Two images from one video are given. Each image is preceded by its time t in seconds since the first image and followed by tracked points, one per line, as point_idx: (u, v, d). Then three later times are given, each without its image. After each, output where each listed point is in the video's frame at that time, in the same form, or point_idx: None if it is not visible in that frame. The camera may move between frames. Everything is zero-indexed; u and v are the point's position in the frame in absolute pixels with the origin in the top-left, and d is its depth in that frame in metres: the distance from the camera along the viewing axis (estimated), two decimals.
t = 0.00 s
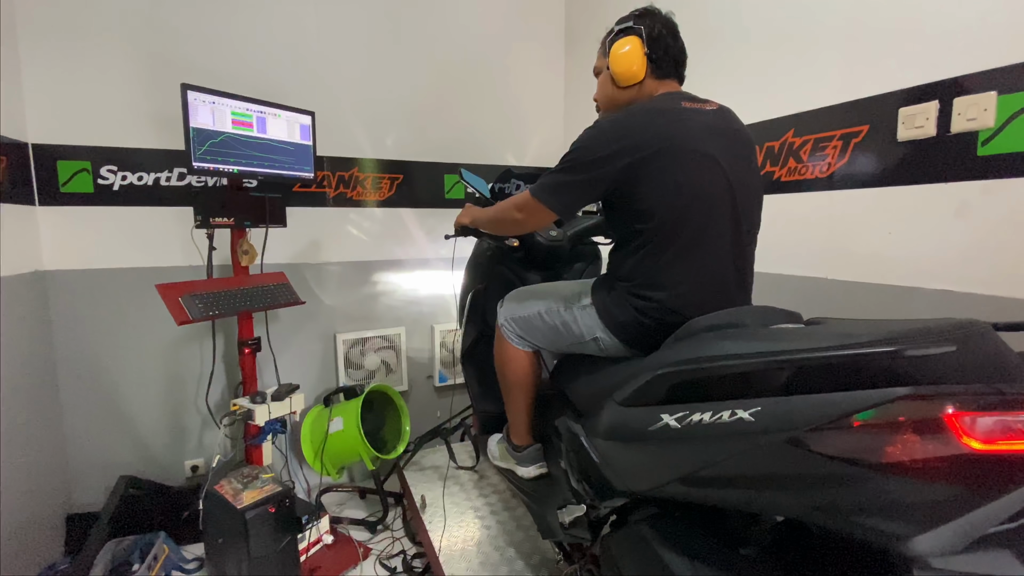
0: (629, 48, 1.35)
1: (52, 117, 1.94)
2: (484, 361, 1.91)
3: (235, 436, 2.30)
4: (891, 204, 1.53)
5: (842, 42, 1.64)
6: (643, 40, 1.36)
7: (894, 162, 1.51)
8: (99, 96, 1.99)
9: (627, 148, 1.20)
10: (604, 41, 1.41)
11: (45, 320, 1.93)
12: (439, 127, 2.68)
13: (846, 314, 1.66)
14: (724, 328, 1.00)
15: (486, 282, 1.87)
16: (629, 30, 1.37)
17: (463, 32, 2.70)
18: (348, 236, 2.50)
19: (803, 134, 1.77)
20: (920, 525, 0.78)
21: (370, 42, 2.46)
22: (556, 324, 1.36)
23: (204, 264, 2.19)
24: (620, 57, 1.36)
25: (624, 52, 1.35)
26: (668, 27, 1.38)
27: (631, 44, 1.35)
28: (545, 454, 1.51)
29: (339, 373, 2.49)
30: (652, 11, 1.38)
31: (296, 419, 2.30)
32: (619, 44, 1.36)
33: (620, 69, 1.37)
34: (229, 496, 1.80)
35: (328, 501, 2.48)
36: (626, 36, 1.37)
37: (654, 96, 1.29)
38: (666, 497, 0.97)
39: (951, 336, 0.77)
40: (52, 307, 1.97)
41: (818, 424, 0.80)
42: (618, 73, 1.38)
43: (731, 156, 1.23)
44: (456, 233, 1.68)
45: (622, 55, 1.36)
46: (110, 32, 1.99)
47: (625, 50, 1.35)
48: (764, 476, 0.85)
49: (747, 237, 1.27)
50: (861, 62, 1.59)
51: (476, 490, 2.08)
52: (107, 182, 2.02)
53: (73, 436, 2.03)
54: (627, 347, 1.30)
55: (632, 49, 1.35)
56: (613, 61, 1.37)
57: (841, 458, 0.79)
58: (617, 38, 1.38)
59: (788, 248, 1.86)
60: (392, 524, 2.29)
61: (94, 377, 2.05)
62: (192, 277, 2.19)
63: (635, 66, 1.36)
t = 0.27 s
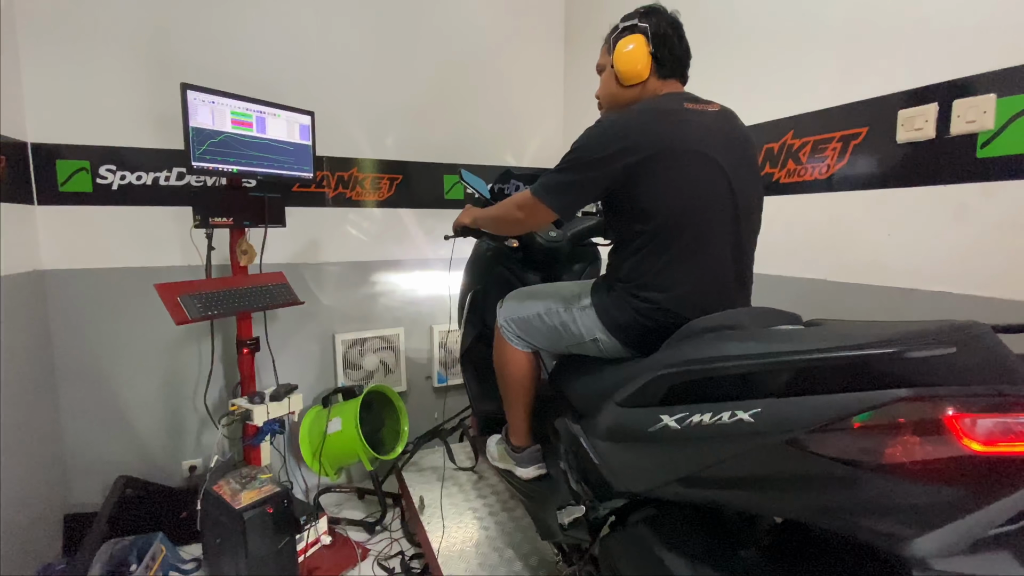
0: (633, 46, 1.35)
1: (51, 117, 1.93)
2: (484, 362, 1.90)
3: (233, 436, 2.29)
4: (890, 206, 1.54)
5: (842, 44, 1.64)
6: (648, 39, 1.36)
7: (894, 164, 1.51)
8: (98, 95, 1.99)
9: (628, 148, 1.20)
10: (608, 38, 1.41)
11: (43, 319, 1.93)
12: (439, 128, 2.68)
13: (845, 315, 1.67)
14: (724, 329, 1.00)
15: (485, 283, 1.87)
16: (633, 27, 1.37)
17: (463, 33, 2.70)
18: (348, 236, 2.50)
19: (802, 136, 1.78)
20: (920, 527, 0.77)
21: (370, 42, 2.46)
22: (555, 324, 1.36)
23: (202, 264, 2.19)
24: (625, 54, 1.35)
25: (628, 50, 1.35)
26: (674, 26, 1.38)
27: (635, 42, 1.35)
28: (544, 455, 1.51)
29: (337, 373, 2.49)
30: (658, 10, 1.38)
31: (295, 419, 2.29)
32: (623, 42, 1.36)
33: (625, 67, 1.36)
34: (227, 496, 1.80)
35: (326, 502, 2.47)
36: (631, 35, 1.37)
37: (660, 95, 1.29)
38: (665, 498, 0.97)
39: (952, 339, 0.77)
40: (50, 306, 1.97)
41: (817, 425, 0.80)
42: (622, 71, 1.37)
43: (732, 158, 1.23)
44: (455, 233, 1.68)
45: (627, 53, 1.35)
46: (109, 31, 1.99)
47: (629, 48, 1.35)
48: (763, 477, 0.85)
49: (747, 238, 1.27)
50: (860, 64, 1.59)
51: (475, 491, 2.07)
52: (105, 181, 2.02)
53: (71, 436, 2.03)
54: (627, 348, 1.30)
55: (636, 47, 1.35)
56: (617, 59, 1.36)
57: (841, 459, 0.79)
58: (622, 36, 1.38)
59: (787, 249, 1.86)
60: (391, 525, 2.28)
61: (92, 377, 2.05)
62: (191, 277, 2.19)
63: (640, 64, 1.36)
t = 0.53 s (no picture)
0: (635, 48, 1.35)
1: (49, 116, 1.93)
2: (483, 363, 1.90)
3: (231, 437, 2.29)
4: (888, 208, 1.54)
5: (842, 46, 1.65)
6: (649, 40, 1.36)
7: (892, 167, 1.52)
8: (97, 95, 1.99)
9: (628, 151, 1.21)
10: (609, 40, 1.41)
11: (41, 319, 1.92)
12: (438, 129, 2.68)
13: (844, 317, 1.67)
14: (723, 331, 1.00)
15: (485, 284, 1.87)
16: (635, 29, 1.37)
17: (463, 34, 2.70)
18: (347, 237, 2.50)
19: (802, 138, 1.78)
20: (918, 530, 0.77)
21: (370, 43, 2.46)
22: (555, 326, 1.36)
23: (201, 264, 2.18)
24: (627, 56, 1.35)
25: (630, 51, 1.35)
26: (674, 27, 1.39)
27: (637, 44, 1.35)
28: (543, 457, 1.51)
29: (336, 374, 2.48)
30: (659, 11, 1.39)
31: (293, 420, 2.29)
32: (624, 44, 1.36)
33: (626, 69, 1.36)
34: (225, 497, 1.79)
35: (325, 503, 2.47)
36: (632, 36, 1.37)
37: (659, 97, 1.29)
38: (664, 500, 0.97)
39: (951, 342, 0.77)
40: (48, 306, 1.96)
41: (817, 427, 0.80)
42: (624, 73, 1.37)
43: (732, 160, 1.23)
44: (454, 233, 1.68)
45: (628, 55, 1.35)
46: (108, 30, 1.99)
47: (630, 49, 1.35)
48: (763, 480, 0.85)
49: (747, 240, 1.27)
50: (860, 66, 1.59)
51: (474, 492, 2.07)
52: (104, 181, 2.02)
53: (68, 436, 2.03)
54: (627, 350, 1.30)
55: (638, 49, 1.35)
56: (618, 61, 1.36)
57: (840, 462, 0.79)
58: (623, 38, 1.38)
59: (786, 252, 1.86)
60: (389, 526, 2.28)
61: (90, 377, 2.04)
62: (189, 277, 2.18)
63: (641, 66, 1.36)
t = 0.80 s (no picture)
0: (633, 50, 1.35)
1: (48, 116, 1.93)
2: (482, 363, 1.90)
3: (230, 437, 2.29)
4: (887, 210, 1.54)
5: (840, 48, 1.65)
6: (647, 42, 1.36)
7: (891, 168, 1.52)
8: (96, 94, 1.99)
9: (628, 152, 1.21)
10: (608, 42, 1.41)
11: (39, 319, 1.92)
12: (438, 129, 2.68)
13: (842, 318, 1.67)
14: (723, 331, 1.00)
15: (484, 285, 1.87)
16: (633, 31, 1.37)
17: (462, 34, 2.70)
18: (346, 237, 2.50)
19: (801, 140, 1.78)
20: (916, 529, 0.78)
21: (370, 43, 2.46)
22: (554, 327, 1.37)
23: (200, 264, 2.18)
24: (625, 59, 1.35)
25: (627, 54, 1.35)
26: (672, 29, 1.39)
27: (635, 45, 1.35)
28: (542, 457, 1.51)
29: (335, 374, 2.48)
30: (657, 13, 1.39)
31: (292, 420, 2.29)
32: (623, 46, 1.36)
33: (625, 71, 1.37)
34: (224, 498, 1.79)
35: (323, 503, 2.47)
36: (630, 38, 1.37)
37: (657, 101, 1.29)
38: (663, 500, 0.98)
39: (949, 342, 0.77)
40: (47, 306, 1.96)
41: (816, 428, 0.80)
42: (622, 76, 1.38)
43: (731, 161, 1.24)
44: (453, 234, 1.68)
45: (626, 58, 1.35)
46: (108, 30, 1.98)
47: (628, 52, 1.35)
48: (761, 480, 0.85)
49: (746, 241, 1.27)
50: (858, 68, 1.60)
51: (473, 493, 2.07)
52: (103, 181, 2.02)
53: (67, 436, 2.02)
54: (626, 351, 1.30)
55: (636, 51, 1.35)
56: (617, 64, 1.37)
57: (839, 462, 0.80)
58: (622, 40, 1.38)
59: (785, 253, 1.87)
60: (388, 527, 2.27)
61: (89, 377, 2.04)
62: (189, 277, 2.18)
63: (639, 68, 1.36)
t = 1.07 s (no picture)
0: (620, 55, 1.37)
1: (47, 115, 1.92)
2: (481, 363, 1.90)
3: (229, 437, 2.28)
4: (886, 209, 1.54)
5: (839, 48, 1.65)
6: (634, 45, 1.36)
7: (890, 168, 1.52)
8: (95, 93, 1.98)
9: (627, 152, 1.21)
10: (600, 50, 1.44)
11: (38, 319, 1.92)
12: (437, 129, 2.68)
13: (841, 318, 1.67)
14: (721, 331, 1.00)
15: (483, 284, 1.86)
16: (621, 36, 1.39)
17: (462, 34, 2.70)
18: (345, 236, 2.49)
19: (800, 139, 1.78)
20: (913, 529, 0.78)
21: (369, 43, 2.46)
22: (553, 326, 1.36)
23: (199, 263, 2.18)
24: (610, 65, 1.38)
25: (612, 60, 1.38)
26: (664, 28, 1.37)
27: (619, 50, 1.37)
28: (541, 457, 1.51)
29: (334, 374, 2.48)
30: (647, 14, 1.39)
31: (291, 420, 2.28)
32: (610, 52, 1.39)
33: (612, 76, 1.39)
34: (223, 497, 1.79)
35: (322, 503, 2.47)
36: (619, 43, 1.39)
37: (659, 99, 1.29)
38: (661, 500, 0.97)
39: (948, 342, 0.77)
40: (45, 305, 1.96)
41: (815, 427, 0.80)
42: (611, 82, 1.41)
43: (731, 161, 1.24)
44: (453, 233, 1.68)
45: (612, 65, 1.38)
46: (106, 28, 1.98)
47: (614, 58, 1.38)
48: (760, 479, 0.85)
49: (745, 240, 1.27)
50: (857, 68, 1.60)
51: (472, 492, 2.07)
52: (102, 180, 2.01)
53: (65, 436, 2.02)
54: (625, 350, 1.30)
55: (622, 55, 1.37)
56: (605, 71, 1.40)
57: (838, 462, 0.80)
58: (610, 46, 1.41)
59: (785, 253, 1.87)
60: (386, 527, 2.27)
61: (87, 377, 2.04)
62: (187, 276, 2.18)
63: (625, 71, 1.37)
